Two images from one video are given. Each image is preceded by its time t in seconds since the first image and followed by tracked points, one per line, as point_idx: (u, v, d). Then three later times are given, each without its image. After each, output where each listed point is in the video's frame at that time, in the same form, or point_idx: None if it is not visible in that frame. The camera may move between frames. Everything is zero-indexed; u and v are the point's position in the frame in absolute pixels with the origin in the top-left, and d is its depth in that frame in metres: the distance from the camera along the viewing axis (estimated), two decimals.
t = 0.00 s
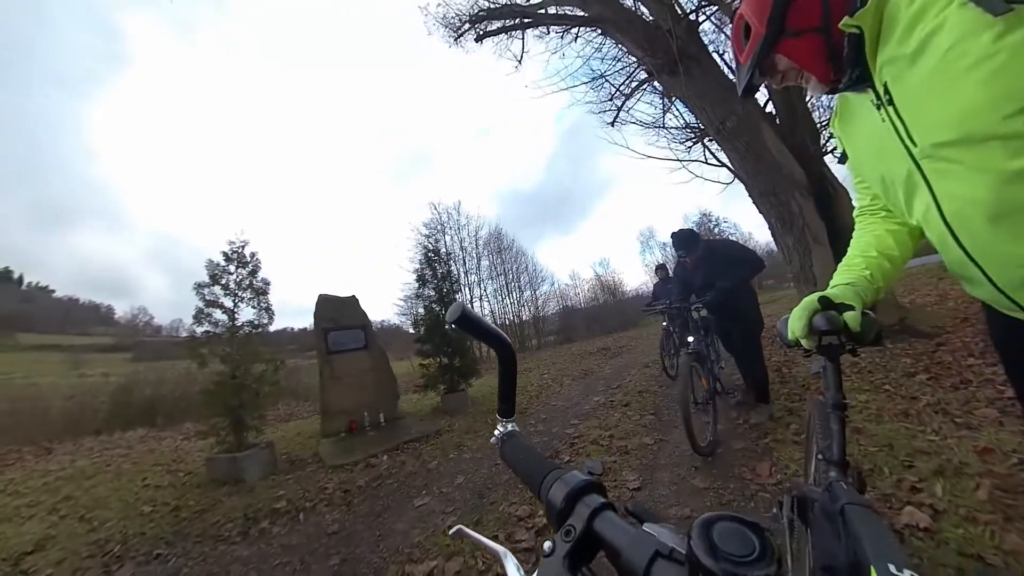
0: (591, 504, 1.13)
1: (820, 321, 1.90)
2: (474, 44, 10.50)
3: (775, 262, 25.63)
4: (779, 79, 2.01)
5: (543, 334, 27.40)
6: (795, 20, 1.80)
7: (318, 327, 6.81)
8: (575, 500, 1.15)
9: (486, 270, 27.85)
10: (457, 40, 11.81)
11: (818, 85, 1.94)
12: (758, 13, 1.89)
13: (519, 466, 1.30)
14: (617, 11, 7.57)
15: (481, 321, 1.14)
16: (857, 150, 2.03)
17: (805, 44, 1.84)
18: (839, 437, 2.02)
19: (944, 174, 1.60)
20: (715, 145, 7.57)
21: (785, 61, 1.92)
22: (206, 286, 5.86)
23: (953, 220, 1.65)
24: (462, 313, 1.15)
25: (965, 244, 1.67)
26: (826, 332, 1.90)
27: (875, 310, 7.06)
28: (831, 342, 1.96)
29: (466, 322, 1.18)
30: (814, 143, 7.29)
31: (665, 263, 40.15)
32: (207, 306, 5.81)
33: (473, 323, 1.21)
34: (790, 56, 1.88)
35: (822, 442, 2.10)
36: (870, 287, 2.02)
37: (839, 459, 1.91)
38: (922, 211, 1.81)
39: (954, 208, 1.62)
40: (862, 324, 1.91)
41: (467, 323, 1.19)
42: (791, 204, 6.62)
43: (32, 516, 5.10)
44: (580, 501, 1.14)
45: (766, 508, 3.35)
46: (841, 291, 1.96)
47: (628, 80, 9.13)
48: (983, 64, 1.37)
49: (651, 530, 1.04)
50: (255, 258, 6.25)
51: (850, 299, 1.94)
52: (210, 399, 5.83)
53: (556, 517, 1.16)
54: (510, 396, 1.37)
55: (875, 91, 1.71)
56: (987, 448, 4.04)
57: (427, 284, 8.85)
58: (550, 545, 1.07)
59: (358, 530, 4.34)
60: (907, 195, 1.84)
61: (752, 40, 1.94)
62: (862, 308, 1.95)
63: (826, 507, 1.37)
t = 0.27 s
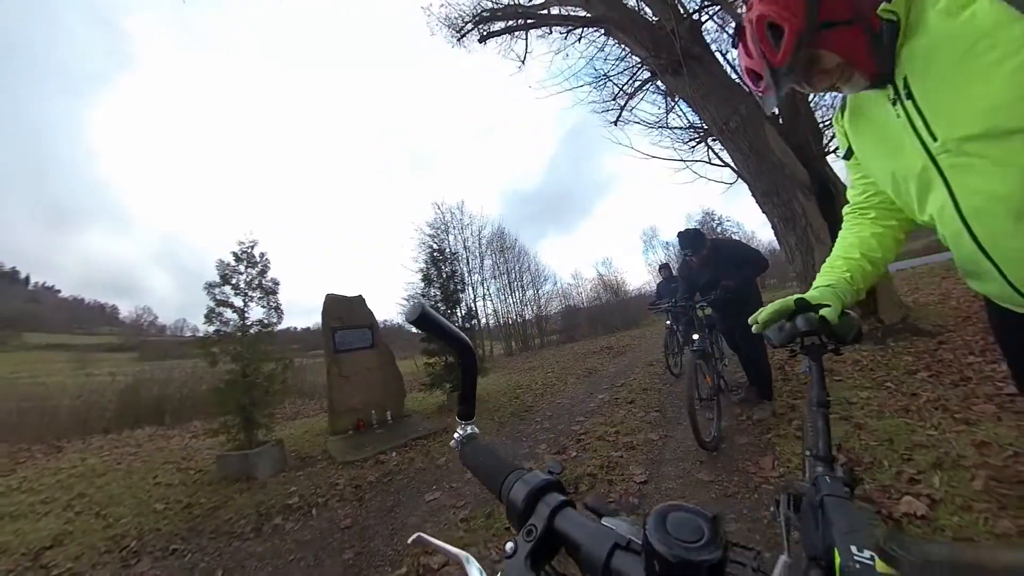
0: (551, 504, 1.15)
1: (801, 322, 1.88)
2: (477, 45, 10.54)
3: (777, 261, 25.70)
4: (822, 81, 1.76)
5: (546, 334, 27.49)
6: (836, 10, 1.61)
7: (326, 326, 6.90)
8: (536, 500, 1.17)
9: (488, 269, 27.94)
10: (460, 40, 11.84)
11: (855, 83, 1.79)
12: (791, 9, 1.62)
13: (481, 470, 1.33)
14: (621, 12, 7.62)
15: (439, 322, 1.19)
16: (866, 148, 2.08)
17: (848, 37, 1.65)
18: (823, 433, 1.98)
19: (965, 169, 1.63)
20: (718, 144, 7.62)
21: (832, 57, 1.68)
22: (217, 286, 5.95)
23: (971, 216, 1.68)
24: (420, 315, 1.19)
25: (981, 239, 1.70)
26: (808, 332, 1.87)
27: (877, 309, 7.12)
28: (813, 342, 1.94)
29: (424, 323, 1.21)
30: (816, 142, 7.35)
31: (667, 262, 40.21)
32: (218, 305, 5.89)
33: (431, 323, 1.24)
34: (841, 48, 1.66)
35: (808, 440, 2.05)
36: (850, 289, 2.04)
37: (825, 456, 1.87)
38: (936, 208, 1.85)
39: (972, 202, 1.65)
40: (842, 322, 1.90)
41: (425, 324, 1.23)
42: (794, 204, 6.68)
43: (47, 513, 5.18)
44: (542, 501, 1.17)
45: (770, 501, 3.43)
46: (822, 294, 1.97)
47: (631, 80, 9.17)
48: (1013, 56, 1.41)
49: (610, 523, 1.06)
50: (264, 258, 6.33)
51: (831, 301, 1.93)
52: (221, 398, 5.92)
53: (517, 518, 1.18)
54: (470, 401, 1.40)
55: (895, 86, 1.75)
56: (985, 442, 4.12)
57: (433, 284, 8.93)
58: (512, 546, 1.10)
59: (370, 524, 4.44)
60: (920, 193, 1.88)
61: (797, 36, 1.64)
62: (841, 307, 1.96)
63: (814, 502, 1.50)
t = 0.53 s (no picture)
0: (506, 505, 1.14)
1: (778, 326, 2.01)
2: (479, 47, 10.61)
3: (779, 260, 25.68)
4: (839, 100, 1.87)
5: (548, 333, 27.54)
6: (847, 35, 1.76)
7: (333, 326, 7.00)
8: (491, 502, 1.15)
9: (490, 269, 28.05)
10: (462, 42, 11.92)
11: (867, 102, 1.90)
12: (805, 36, 1.76)
13: (434, 474, 1.30)
14: (622, 14, 7.68)
15: (397, 318, 1.14)
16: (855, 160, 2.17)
17: (860, 59, 1.79)
18: (804, 432, 2.12)
19: (955, 182, 1.74)
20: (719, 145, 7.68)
21: (848, 77, 1.81)
22: (226, 286, 6.06)
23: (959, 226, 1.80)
24: (376, 311, 1.12)
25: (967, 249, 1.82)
26: (784, 335, 2.01)
27: (878, 308, 7.16)
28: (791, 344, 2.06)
29: (379, 319, 1.14)
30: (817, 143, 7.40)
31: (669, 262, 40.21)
32: (227, 306, 6.00)
33: (384, 318, 1.18)
34: (856, 69, 1.79)
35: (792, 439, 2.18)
36: (823, 293, 2.13)
37: (805, 453, 2.01)
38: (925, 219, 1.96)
39: (961, 215, 1.76)
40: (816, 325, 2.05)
41: (380, 320, 1.15)
42: (794, 204, 6.74)
43: (62, 509, 5.29)
44: (497, 502, 1.15)
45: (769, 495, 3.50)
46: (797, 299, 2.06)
47: (632, 81, 9.23)
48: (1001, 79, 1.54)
49: (563, 519, 1.08)
50: (272, 259, 6.44)
51: (806, 305, 2.06)
52: (230, 397, 6.03)
53: (472, 522, 1.16)
54: (424, 404, 1.35)
55: (890, 103, 1.87)
56: (980, 438, 4.19)
57: (437, 284, 9.02)
58: (467, 549, 1.08)
59: (379, 519, 4.55)
60: (908, 205, 1.99)
61: (818, 58, 1.75)
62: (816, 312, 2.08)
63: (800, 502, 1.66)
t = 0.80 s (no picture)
0: (503, 506, 1.14)
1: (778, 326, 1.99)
2: (481, 47, 10.62)
3: (783, 259, 25.51)
4: (838, 110, 1.94)
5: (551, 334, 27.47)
6: (848, 49, 1.84)
7: (336, 326, 7.03)
8: (489, 503, 1.15)
9: (492, 269, 28.02)
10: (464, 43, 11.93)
11: (865, 115, 1.98)
12: (809, 47, 1.83)
13: (432, 475, 1.28)
14: (624, 13, 7.67)
15: (395, 319, 1.12)
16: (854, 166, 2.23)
17: (859, 73, 1.87)
18: (807, 431, 2.13)
19: (945, 191, 1.84)
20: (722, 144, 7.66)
21: (848, 89, 1.88)
22: (230, 287, 6.09)
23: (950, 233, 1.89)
24: (374, 312, 1.10)
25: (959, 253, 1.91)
26: (784, 335, 1.99)
27: (883, 307, 7.11)
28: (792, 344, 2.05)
29: (376, 321, 1.12)
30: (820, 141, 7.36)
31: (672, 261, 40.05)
32: (231, 306, 6.03)
33: (381, 321, 1.16)
34: (855, 83, 1.87)
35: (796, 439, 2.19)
36: (822, 291, 2.14)
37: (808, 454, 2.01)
38: (920, 224, 2.05)
39: (951, 222, 1.86)
40: (815, 324, 2.04)
41: (377, 322, 1.14)
42: (798, 203, 6.71)
43: (67, 508, 5.33)
44: (495, 503, 1.15)
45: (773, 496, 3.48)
46: (798, 300, 2.05)
47: (634, 80, 9.22)
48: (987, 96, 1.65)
49: (561, 520, 1.08)
50: (275, 260, 6.46)
51: (804, 301, 2.07)
52: (234, 396, 6.06)
53: (470, 522, 1.15)
54: (421, 404, 1.34)
55: (885, 116, 1.95)
56: (986, 438, 4.15)
57: (440, 284, 9.03)
58: (465, 550, 1.08)
59: (382, 519, 4.56)
60: (902, 211, 2.08)
61: (821, 67, 1.82)
62: (815, 310, 2.07)
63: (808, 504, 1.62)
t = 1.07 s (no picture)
0: (502, 513, 1.08)
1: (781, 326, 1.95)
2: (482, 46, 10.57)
3: (788, 258, 25.29)
4: (849, 113, 1.91)
5: (553, 334, 27.38)
6: (861, 53, 1.82)
7: (337, 326, 7.00)
8: (488, 510, 1.08)
9: (495, 269, 27.98)
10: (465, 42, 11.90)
11: (875, 119, 1.95)
12: (823, 49, 1.81)
13: (427, 483, 1.20)
14: (626, 11, 7.60)
15: (391, 325, 1.09)
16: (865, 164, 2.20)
17: (871, 77, 1.84)
18: (814, 432, 2.05)
19: (954, 195, 1.83)
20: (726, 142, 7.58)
21: (860, 92, 1.86)
22: (231, 287, 6.07)
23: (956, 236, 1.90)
24: (368, 319, 1.07)
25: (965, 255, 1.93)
26: (786, 335, 1.95)
27: (891, 306, 7.01)
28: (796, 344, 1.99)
29: (371, 327, 1.08)
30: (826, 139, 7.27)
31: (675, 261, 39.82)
32: (232, 306, 6.01)
33: (376, 326, 1.12)
34: (867, 86, 1.85)
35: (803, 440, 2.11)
36: (827, 288, 2.09)
37: (815, 454, 1.93)
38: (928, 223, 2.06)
39: (958, 226, 1.87)
40: (819, 322, 1.97)
41: (373, 328, 1.10)
42: (804, 201, 6.63)
43: (69, 508, 5.32)
44: (493, 510, 1.09)
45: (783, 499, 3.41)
46: (802, 299, 1.99)
47: (636, 79, 9.14)
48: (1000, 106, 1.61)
49: (561, 525, 1.04)
50: (277, 260, 6.44)
51: (807, 302, 2.01)
52: (236, 397, 6.04)
53: (468, 532, 1.09)
54: (417, 409, 1.24)
55: (897, 121, 1.92)
56: (1000, 439, 4.08)
57: (442, 284, 8.99)
58: (463, 560, 1.01)
59: (384, 521, 4.52)
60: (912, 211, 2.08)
61: (833, 70, 1.80)
62: (819, 308, 2.01)
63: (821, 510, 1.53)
